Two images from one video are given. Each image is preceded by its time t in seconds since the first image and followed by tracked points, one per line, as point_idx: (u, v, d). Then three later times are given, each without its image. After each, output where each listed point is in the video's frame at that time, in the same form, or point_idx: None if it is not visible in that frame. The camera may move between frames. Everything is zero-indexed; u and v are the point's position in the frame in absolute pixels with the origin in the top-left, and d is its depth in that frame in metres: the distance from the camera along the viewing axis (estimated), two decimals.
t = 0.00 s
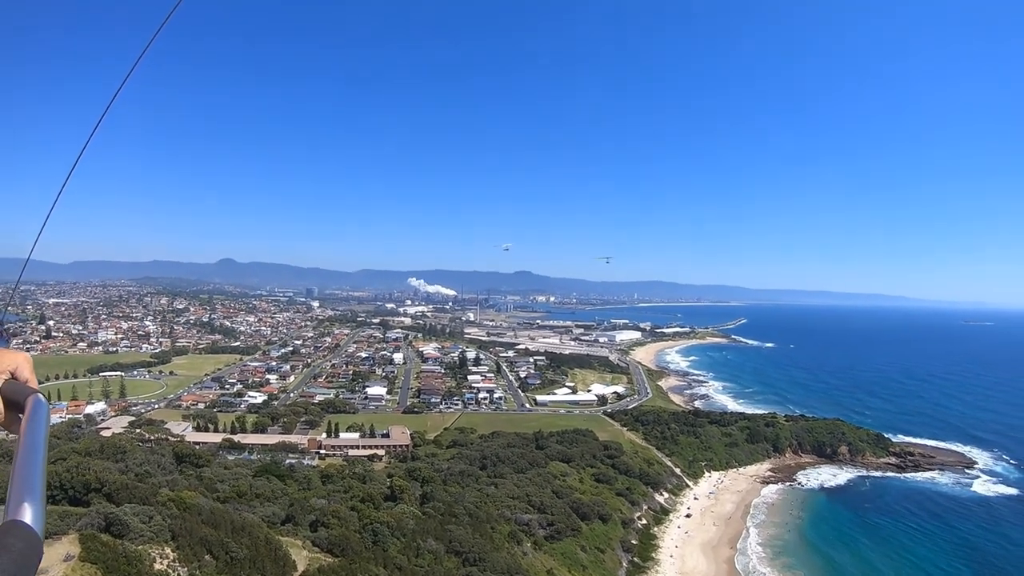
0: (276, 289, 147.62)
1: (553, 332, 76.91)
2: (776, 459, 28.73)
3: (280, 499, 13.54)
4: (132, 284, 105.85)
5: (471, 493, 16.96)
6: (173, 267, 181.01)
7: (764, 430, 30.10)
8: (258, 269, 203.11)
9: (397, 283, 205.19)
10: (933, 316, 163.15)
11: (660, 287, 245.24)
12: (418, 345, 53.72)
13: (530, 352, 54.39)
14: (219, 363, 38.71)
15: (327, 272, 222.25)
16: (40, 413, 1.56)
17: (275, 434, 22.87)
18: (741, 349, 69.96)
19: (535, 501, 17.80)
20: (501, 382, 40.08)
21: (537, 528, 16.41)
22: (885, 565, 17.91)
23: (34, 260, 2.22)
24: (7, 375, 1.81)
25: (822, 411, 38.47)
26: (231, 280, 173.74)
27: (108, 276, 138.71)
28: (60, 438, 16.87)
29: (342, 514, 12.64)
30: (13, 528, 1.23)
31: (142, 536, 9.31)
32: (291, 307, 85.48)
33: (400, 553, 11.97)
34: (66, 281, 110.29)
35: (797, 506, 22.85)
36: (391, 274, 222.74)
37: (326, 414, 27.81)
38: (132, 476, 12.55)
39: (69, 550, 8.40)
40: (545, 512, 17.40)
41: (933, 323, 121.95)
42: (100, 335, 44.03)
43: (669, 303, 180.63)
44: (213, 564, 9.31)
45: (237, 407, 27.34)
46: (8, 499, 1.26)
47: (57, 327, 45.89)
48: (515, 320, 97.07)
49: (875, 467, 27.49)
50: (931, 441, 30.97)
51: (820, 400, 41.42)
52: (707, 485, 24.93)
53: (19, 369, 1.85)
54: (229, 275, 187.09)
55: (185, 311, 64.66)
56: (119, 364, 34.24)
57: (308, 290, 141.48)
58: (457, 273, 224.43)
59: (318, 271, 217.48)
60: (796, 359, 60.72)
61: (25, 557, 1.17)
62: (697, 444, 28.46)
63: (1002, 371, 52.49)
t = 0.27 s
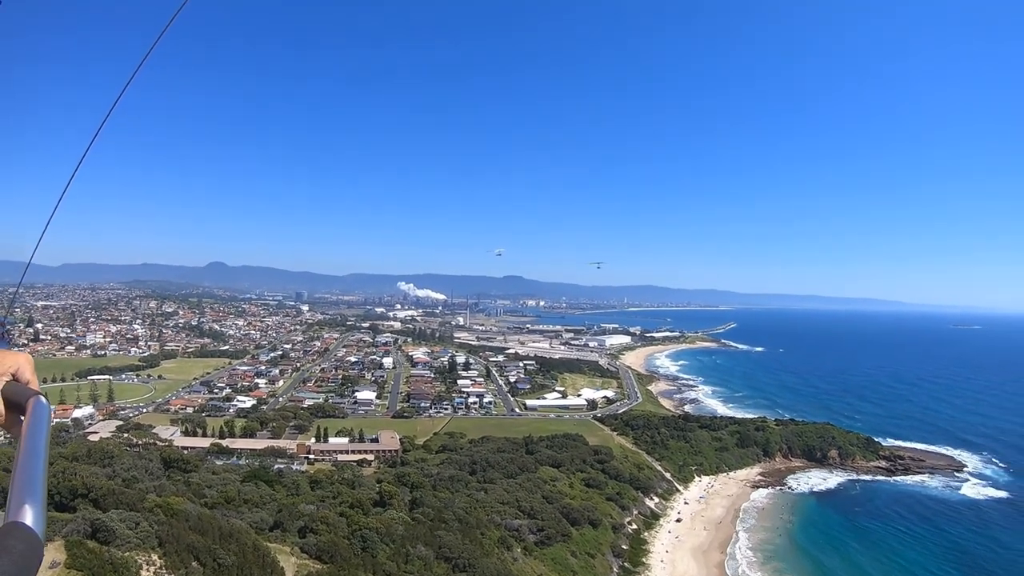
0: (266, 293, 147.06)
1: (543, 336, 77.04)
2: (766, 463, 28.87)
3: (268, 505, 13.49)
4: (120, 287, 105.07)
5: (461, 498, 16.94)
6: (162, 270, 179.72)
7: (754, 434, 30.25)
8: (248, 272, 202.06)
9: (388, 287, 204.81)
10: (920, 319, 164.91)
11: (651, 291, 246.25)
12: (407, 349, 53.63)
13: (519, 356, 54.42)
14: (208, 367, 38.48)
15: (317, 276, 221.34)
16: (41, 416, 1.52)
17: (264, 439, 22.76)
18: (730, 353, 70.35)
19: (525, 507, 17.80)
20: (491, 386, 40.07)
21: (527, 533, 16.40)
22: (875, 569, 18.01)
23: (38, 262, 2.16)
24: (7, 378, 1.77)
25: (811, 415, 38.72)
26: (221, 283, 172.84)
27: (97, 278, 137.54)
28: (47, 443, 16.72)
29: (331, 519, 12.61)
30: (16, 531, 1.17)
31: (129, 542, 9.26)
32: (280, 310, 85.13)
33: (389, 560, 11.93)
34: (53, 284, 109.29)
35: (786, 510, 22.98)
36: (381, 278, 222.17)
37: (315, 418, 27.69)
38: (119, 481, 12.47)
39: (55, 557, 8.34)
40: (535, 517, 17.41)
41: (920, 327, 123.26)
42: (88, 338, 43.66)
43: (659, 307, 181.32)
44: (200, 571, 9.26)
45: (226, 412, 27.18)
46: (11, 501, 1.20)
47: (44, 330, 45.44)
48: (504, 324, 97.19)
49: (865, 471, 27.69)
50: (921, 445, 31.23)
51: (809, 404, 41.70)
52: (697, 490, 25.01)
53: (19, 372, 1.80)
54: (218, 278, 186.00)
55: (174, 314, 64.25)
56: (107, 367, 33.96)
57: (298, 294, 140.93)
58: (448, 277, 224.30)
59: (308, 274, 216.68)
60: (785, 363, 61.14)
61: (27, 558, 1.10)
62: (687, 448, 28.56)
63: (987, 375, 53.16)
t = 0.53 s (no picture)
0: (254, 295, 146.35)
1: (531, 339, 77.21)
2: (755, 465, 29.07)
3: (255, 509, 13.44)
4: (106, 288, 104.11)
5: (449, 502, 16.95)
6: (149, 271, 178.25)
7: (743, 436, 30.45)
8: (237, 274, 200.86)
9: (377, 289, 204.28)
10: (904, 322, 167.02)
11: (640, 294, 247.47)
12: (395, 352, 53.56)
13: (508, 359, 54.48)
14: (195, 369, 38.22)
15: (305, 277, 220.40)
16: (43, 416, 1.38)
17: (251, 441, 22.66)
18: (718, 355, 70.83)
19: (514, 510, 17.84)
20: (479, 389, 40.09)
21: (516, 537, 16.43)
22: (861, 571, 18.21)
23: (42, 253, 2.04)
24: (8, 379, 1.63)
25: (798, 417, 39.04)
26: (208, 285, 171.66)
27: (83, 278, 136.25)
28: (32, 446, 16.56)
29: (319, 524, 12.60)
30: (17, 536, 1.02)
31: (114, 548, 9.20)
32: (268, 312, 84.70)
33: (378, 564, 11.93)
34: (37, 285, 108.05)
35: (775, 512, 23.15)
36: (371, 280, 221.56)
37: (303, 421, 27.59)
38: (104, 485, 12.39)
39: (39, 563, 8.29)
40: (524, 521, 17.44)
41: (903, 329, 124.81)
42: (73, 339, 43.22)
43: (648, 310, 182.22)
44: None
45: (213, 414, 27.02)
46: (13, 502, 1.06)
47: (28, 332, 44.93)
48: (493, 326, 97.24)
49: (854, 473, 27.95)
50: (910, 447, 31.55)
51: (796, 406, 42.04)
52: (686, 492, 25.15)
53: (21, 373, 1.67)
54: (207, 279, 184.72)
55: (161, 316, 63.78)
56: (94, 369, 33.64)
57: (286, 296, 140.30)
58: (437, 279, 224.09)
59: (297, 276, 215.74)
60: (772, 366, 61.64)
61: (30, 563, 0.96)
62: (676, 450, 28.70)
63: (970, 377, 53.90)
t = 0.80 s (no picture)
0: (240, 295, 145.32)
1: (517, 340, 77.36)
2: (740, 467, 29.34)
3: (240, 511, 13.42)
4: (89, 286, 103.07)
5: (435, 504, 16.98)
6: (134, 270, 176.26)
7: (728, 438, 30.72)
8: (223, 273, 199.24)
9: (365, 289, 203.57)
10: (885, 324, 169.36)
11: (627, 295, 248.66)
12: (381, 352, 53.46)
13: (494, 360, 54.57)
14: (180, 370, 37.92)
15: (292, 277, 219.14)
16: (48, 421, 1.41)
17: (236, 443, 22.57)
18: (703, 357, 71.37)
19: (500, 512, 17.92)
20: (465, 390, 40.12)
21: (502, 539, 16.51)
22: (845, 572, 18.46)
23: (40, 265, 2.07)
24: (12, 384, 1.67)
25: (782, 418, 39.46)
26: (194, 284, 170.08)
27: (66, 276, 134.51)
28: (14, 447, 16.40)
29: (303, 526, 12.60)
30: (21, 541, 1.04)
31: (96, 551, 9.14)
32: (254, 312, 84.17)
33: (363, 567, 11.95)
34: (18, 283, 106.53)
35: (760, 513, 23.39)
36: (358, 280, 220.68)
37: (288, 422, 27.50)
38: (87, 487, 12.31)
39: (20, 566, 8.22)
40: (509, 522, 17.53)
41: (885, 331, 126.49)
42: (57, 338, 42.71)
43: (635, 311, 183.15)
44: None
45: (198, 415, 26.85)
46: (16, 505, 1.09)
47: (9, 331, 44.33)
48: (479, 327, 97.27)
49: (840, 474, 28.29)
50: (896, 448, 31.95)
51: (780, 408, 42.46)
52: (672, 494, 25.34)
53: (24, 379, 1.70)
54: (193, 278, 183.05)
55: (145, 316, 63.21)
56: (77, 369, 33.30)
57: (272, 296, 139.37)
58: (425, 280, 223.64)
59: (285, 276, 214.44)
60: (756, 367, 62.22)
61: (31, 565, 0.97)
62: (662, 452, 28.90)
63: (951, 379, 54.76)
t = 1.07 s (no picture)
0: (224, 291, 144.03)
1: (503, 338, 77.55)
2: (724, 466, 29.68)
3: (223, 511, 13.41)
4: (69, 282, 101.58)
5: (419, 503, 17.05)
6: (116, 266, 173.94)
7: (713, 437, 31.06)
8: (208, 270, 197.32)
9: (351, 287, 202.56)
10: (867, 324, 171.84)
11: (614, 294, 249.73)
12: (366, 350, 53.37)
13: (479, 358, 54.67)
14: (163, 367, 37.63)
15: (278, 275, 217.67)
16: (44, 428, 1.46)
17: (219, 441, 22.48)
18: (688, 356, 71.99)
19: (484, 511, 18.03)
20: (450, 388, 40.20)
21: (486, 538, 16.62)
22: (826, 570, 18.76)
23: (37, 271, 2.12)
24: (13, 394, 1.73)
25: (765, 417, 39.93)
26: (178, 281, 168.35)
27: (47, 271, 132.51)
28: None
29: (287, 526, 12.63)
30: (19, 545, 1.07)
31: (78, 552, 9.09)
32: (238, 310, 83.54)
33: (347, 567, 11.98)
34: None
35: (743, 512, 23.70)
36: (345, 278, 219.71)
37: (271, 421, 27.42)
38: (68, 487, 12.22)
39: None
40: (494, 521, 17.64)
41: (867, 331, 128.16)
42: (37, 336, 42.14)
43: (621, 310, 184.05)
44: None
45: (181, 414, 26.69)
46: (14, 512, 1.12)
47: None
48: (464, 325, 97.34)
49: (823, 473, 28.70)
50: (878, 447, 32.47)
51: (764, 407, 42.94)
52: (657, 492, 25.60)
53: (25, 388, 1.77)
54: (177, 275, 181.09)
55: (128, 313, 62.55)
56: (59, 366, 32.92)
57: (256, 293, 138.23)
58: (411, 278, 222.98)
59: (270, 273, 212.85)
60: (740, 366, 62.88)
61: (30, 566, 1.01)
62: (646, 451, 29.16)
63: (931, 378, 55.67)
